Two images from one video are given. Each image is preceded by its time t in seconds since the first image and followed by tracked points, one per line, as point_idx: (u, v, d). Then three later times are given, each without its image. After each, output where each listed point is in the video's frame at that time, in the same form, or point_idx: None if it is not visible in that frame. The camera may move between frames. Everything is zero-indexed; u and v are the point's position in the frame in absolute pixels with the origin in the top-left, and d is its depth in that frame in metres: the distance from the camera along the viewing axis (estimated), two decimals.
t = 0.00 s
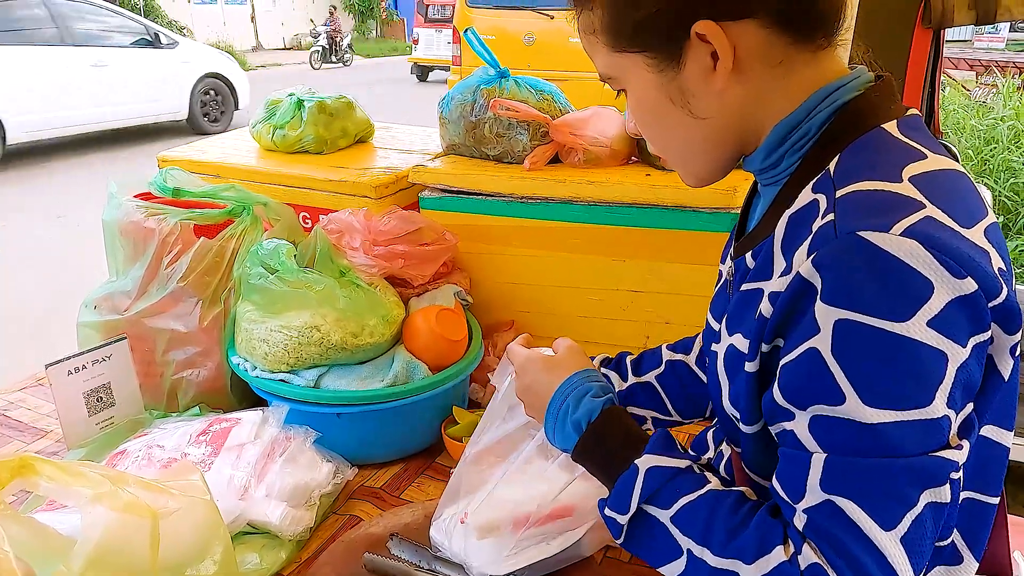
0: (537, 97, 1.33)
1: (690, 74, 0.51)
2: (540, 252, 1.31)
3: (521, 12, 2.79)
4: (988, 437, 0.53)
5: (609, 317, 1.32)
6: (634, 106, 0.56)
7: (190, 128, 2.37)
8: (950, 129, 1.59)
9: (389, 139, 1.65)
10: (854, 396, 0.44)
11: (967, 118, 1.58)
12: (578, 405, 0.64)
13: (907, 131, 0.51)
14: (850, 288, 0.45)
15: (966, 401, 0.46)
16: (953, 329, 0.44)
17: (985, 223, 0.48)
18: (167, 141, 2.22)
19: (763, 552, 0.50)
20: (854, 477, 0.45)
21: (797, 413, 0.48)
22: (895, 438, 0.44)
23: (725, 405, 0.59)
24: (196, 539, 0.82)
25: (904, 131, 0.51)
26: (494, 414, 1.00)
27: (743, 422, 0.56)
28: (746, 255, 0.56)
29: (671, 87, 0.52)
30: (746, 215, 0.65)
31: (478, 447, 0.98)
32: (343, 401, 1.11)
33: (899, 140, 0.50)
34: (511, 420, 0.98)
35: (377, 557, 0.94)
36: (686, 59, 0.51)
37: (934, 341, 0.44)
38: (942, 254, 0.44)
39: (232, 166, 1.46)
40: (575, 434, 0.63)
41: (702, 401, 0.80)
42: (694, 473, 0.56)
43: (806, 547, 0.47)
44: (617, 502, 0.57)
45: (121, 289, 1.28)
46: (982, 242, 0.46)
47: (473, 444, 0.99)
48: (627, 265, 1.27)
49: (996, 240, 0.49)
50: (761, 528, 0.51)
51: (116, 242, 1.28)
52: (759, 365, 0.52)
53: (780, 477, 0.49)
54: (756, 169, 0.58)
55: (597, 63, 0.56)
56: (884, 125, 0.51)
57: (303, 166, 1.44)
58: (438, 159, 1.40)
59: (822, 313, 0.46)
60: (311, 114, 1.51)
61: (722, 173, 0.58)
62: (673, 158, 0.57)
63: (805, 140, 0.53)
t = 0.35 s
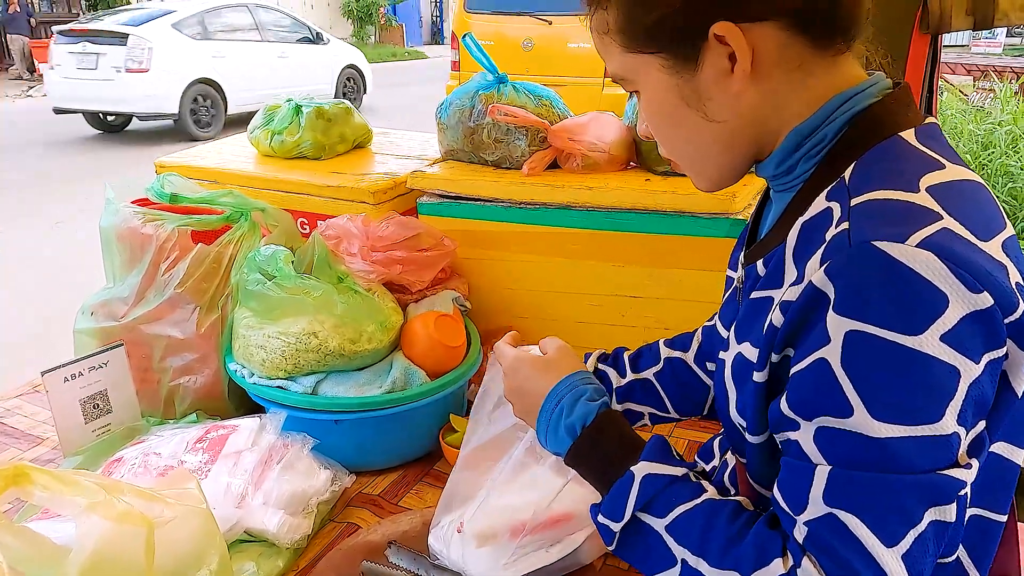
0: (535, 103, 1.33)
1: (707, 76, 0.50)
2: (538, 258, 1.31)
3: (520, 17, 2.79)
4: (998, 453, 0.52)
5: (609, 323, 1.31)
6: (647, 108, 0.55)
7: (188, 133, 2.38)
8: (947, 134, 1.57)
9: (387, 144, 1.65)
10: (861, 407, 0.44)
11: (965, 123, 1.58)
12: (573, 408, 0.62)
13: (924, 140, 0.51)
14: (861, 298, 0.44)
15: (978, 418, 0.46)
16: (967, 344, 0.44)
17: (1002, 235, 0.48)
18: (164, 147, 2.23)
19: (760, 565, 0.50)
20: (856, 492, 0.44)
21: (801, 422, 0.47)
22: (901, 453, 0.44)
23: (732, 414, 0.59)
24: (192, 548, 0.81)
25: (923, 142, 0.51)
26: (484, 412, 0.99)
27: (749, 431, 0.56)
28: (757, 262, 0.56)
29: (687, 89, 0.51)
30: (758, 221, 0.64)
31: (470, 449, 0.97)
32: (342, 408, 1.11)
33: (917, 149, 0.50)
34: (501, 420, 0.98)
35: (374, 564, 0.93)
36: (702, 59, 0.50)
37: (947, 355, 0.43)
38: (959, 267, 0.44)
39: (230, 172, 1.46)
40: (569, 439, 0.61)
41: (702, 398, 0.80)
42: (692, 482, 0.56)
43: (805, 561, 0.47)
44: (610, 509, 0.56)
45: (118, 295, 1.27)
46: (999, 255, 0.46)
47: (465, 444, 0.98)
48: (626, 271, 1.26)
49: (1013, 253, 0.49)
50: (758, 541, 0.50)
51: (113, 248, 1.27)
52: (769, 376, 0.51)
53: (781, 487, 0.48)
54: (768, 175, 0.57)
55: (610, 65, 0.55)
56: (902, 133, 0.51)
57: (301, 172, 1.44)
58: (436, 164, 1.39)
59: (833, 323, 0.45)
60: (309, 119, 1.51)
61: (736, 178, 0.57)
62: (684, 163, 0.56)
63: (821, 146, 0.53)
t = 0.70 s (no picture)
0: (533, 107, 1.32)
1: (721, 73, 0.50)
2: (537, 262, 1.31)
3: (520, 22, 2.80)
4: (1002, 463, 0.51)
5: (608, 328, 1.31)
6: (659, 107, 0.54)
7: (186, 137, 2.39)
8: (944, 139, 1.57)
9: (385, 149, 1.65)
10: (858, 410, 0.44)
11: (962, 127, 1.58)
12: (555, 401, 0.61)
13: (934, 145, 0.50)
14: (864, 299, 0.44)
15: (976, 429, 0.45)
16: (967, 353, 0.43)
17: (1010, 243, 0.47)
18: (162, 152, 2.23)
19: (744, 563, 0.50)
20: (844, 493, 0.44)
21: (796, 423, 0.47)
22: (895, 456, 0.43)
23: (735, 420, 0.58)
24: (188, 554, 0.81)
25: (933, 147, 0.50)
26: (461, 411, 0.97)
27: (749, 435, 0.56)
28: (763, 267, 0.55)
29: (700, 86, 0.51)
30: (766, 225, 0.64)
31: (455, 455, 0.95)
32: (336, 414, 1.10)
33: (927, 155, 0.49)
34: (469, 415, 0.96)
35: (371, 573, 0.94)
36: (718, 56, 0.49)
37: (946, 363, 0.43)
38: (963, 272, 0.43)
39: (228, 177, 1.46)
40: (552, 434, 0.60)
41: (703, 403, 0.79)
42: (677, 480, 0.56)
43: (790, 562, 0.48)
44: (593, 504, 0.56)
45: (115, 300, 1.27)
46: (1006, 262, 0.46)
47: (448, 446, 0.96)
48: (624, 275, 1.26)
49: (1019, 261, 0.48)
50: (741, 540, 0.51)
51: (110, 253, 1.27)
52: (770, 380, 0.52)
53: (772, 486, 0.49)
54: (777, 179, 0.57)
55: (622, 62, 0.54)
56: (913, 138, 0.50)
57: (298, 176, 1.44)
58: (434, 169, 1.39)
59: (835, 323, 0.45)
60: (307, 124, 1.51)
61: (745, 180, 0.56)
62: (693, 163, 0.55)
63: (829, 150, 0.52)
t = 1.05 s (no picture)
0: (533, 112, 1.33)
1: (711, 78, 0.50)
2: (536, 266, 1.31)
3: (518, 27, 2.81)
4: (998, 469, 0.51)
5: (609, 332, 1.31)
6: (660, 106, 0.55)
7: (186, 142, 2.39)
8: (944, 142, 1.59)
9: (385, 154, 1.65)
10: (834, 406, 0.44)
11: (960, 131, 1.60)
12: (550, 376, 0.60)
13: (932, 148, 0.50)
14: (846, 296, 0.44)
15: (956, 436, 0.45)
16: (949, 356, 0.43)
17: (1006, 246, 0.47)
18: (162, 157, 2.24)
19: (716, 550, 0.51)
20: (817, 488, 0.45)
21: (775, 417, 0.47)
22: (867, 455, 0.44)
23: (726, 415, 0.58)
24: (189, 558, 0.81)
25: (932, 152, 0.50)
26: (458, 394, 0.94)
27: (737, 430, 0.55)
28: (761, 264, 0.55)
29: (691, 90, 0.51)
30: (770, 222, 0.64)
31: (451, 446, 0.94)
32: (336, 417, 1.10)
33: (925, 159, 0.49)
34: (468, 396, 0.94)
35: None
36: (707, 63, 0.49)
37: (926, 364, 0.43)
38: (946, 277, 0.43)
39: (227, 181, 1.46)
40: (542, 409, 0.60)
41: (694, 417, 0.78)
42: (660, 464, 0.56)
43: (760, 550, 0.49)
44: (576, 481, 0.56)
45: (115, 305, 1.27)
46: (995, 266, 0.45)
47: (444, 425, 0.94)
48: (623, 279, 1.26)
49: (1013, 267, 0.46)
50: (715, 527, 0.52)
51: (110, 257, 1.27)
52: (758, 376, 0.52)
53: (747, 475, 0.49)
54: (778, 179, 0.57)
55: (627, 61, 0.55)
56: (911, 142, 0.50)
57: (298, 180, 1.44)
58: (434, 173, 1.39)
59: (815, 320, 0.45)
60: (307, 128, 1.51)
61: (747, 180, 0.57)
62: (695, 160, 0.56)
63: (828, 151, 0.52)
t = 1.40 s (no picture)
0: (530, 120, 1.33)
1: (718, 86, 0.50)
2: (534, 274, 1.31)
3: (513, 35, 2.82)
4: (996, 478, 0.51)
5: (606, 339, 1.31)
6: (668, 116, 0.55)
7: (183, 150, 2.39)
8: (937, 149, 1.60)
9: (382, 161, 1.65)
10: (830, 410, 0.44)
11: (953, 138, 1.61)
12: (555, 386, 0.62)
13: (936, 157, 0.50)
14: (841, 301, 0.44)
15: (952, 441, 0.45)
16: (944, 360, 0.43)
17: (1003, 255, 0.47)
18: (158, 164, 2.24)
19: (717, 556, 0.51)
20: (816, 492, 0.45)
21: (774, 423, 0.47)
22: (864, 458, 0.44)
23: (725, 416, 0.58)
24: (186, 568, 0.80)
25: (934, 159, 0.49)
26: (467, 400, 0.97)
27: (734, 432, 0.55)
28: (764, 267, 0.55)
29: (698, 98, 0.51)
30: (777, 226, 0.64)
31: (449, 448, 0.96)
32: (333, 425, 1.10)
33: (927, 167, 0.49)
34: (476, 403, 0.97)
35: None
36: (714, 71, 0.50)
37: (921, 367, 0.43)
38: (939, 280, 0.43)
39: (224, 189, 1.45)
40: (547, 417, 0.61)
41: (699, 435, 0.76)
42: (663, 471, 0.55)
43: (760, 556, 0.48)
44: (579, 486, 0.56)
45: (112, 313, 1.27)
46: (992, 274, 0.45)
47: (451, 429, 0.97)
48: (620, 286, 1.26)
49: (1011, 275, 0.47)
50: (717, 533, 0.51)
51: (106, 266, 1.27)
52: (755, 377, 0.52)
53: (747, 483, 0.49)
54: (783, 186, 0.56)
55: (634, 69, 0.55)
56: (914, 149, 0.50)
57: (295, 189, 1.44)
58: (430, 181, 1.39)
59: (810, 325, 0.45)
60: (304, 137, 1.51)
61: (755, 189, 0.57)
62: (703, 169, 0.56)
63: (833, 157, 0.51)
